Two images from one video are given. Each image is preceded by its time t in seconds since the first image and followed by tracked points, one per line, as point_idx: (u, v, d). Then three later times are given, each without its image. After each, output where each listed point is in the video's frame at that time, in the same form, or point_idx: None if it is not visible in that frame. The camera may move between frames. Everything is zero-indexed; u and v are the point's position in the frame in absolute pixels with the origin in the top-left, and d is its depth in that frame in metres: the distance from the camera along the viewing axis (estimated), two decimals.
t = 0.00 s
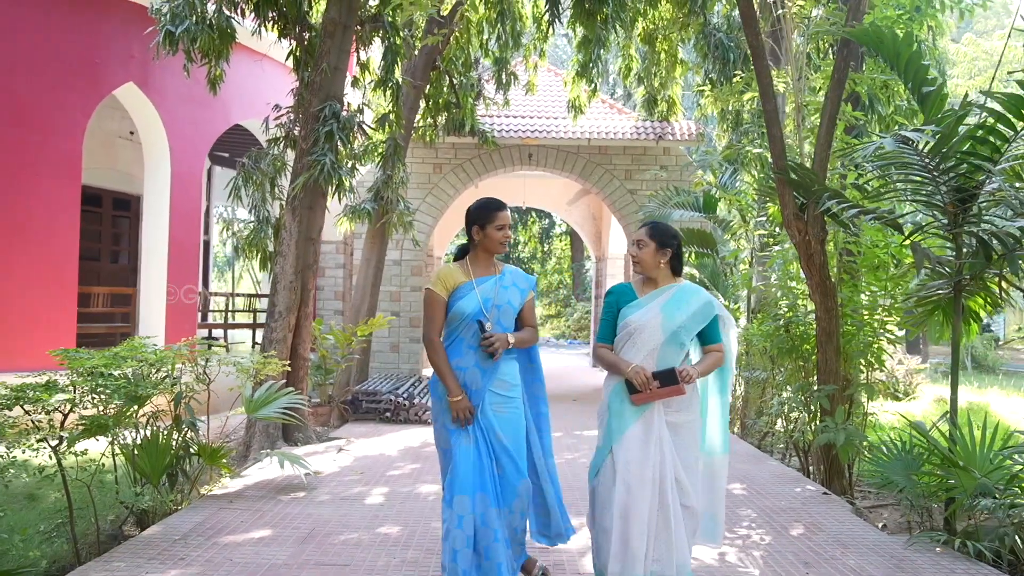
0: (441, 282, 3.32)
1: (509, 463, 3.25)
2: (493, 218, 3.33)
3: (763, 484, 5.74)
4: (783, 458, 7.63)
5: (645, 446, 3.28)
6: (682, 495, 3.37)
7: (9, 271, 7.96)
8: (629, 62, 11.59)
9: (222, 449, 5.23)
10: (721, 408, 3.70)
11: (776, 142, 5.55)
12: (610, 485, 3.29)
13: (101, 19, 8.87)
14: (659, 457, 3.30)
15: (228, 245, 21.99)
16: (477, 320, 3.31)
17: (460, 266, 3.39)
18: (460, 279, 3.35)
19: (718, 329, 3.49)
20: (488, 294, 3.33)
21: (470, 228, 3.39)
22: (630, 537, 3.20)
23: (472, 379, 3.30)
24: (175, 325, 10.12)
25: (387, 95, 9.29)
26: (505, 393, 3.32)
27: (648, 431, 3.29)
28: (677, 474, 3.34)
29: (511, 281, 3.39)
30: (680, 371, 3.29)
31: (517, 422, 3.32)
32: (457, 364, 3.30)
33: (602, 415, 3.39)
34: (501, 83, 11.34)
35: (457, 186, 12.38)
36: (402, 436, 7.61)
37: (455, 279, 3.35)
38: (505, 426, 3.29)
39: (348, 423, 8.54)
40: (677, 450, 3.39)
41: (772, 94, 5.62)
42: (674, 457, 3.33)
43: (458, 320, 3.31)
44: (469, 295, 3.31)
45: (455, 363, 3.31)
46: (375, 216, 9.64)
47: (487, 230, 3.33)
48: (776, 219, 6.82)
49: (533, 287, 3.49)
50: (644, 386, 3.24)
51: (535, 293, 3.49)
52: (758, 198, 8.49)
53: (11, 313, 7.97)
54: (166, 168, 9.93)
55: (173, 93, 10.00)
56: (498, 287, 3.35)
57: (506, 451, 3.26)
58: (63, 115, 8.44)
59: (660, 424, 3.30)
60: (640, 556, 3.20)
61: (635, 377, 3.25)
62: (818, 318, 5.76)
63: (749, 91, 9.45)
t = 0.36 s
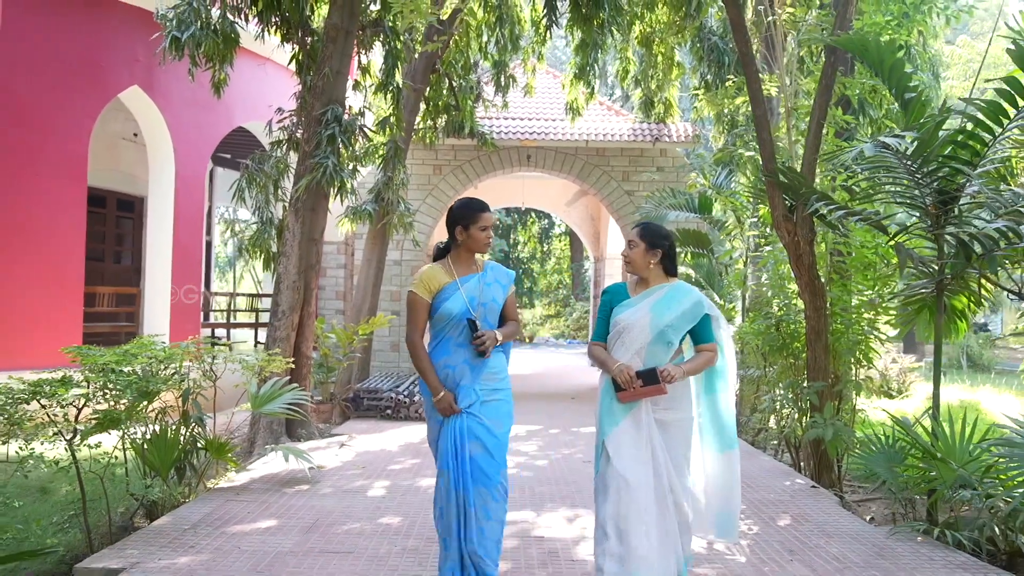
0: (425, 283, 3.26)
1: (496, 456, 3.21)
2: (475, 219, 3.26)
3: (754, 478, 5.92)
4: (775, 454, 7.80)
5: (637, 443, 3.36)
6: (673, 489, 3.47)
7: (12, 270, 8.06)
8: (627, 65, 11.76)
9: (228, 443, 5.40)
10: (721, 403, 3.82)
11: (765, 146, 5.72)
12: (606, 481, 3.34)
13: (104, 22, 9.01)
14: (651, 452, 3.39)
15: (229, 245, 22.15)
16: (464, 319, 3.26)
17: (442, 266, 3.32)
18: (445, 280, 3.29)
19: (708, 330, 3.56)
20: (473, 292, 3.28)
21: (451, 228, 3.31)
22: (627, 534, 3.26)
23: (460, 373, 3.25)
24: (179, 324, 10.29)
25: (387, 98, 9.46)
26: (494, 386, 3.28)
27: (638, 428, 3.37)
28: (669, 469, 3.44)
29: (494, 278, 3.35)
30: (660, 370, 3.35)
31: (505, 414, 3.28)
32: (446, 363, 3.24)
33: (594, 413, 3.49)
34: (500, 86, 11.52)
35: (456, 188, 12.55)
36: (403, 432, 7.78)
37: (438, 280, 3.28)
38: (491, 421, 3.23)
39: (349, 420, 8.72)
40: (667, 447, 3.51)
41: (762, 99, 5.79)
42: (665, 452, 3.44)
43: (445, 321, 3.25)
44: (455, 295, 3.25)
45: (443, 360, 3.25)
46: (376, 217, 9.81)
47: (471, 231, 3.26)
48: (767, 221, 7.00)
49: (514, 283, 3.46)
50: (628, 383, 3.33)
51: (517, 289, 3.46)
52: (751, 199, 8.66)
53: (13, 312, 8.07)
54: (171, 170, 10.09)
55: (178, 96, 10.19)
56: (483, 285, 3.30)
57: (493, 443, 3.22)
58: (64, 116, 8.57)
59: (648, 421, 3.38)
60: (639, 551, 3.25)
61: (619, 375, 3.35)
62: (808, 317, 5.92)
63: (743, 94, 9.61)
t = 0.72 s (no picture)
0: (429, 286, 3.40)
1: (491, 465, 3.25)
2: (478, 224, 3.37)
3: (748, 474, 6.07)
4: (770, 451, 7.95)
5: (615, 445, 3.33)
6: (659, 490, 3.40)
7: (15, 269, 8.14)
8: (625, 67, 11.90)
9: (235, 438, 5.53)
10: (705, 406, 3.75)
11: (759, 148, 5.86)
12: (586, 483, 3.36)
13: (110, 25, 9.15)
14: (630, 454, 3.34)
15: (231, 245, 22.31)
16: (465, 320, 3.36)
17: (449, 270, 3.47)
18: (449, 283, 3.42)
19: (692, 330, 3.52)
20: (475, 294, 3.39)
21: (458, 233, 3.44)
22: (607, 537, 3.28)
23: (461, 377, 3.34)
24: (183, 322, 10.42)
25: (389, 101, 9.61)
26: (495, 393, 3.35)
27: (618, 430, 3.34)
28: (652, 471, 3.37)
29: (500, 282, 3.44)
30: (643, 369, 3.34)
31: (504, 423, 3.34)
32: (447, 364, 3.35)
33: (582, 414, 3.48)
34: (500, 88, 11.66)
35: (457, 188, 12.69)
36: (404, 429, 7.92)
37: (443, 283, 3.42)
38: (489, 429, 3.29)
39: (352, 418, 8.86)
40: (652, 448, 3.42)
41: (755, 104, 5.94)
42: (646, 454, 3.37)
43: (447, 321, 3.37)
44: (457, 296, 3.38)
45: (445, 362, 3.36)
46: (377, 218, 9.96)
47: (474, 235, 3.37)
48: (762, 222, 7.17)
49: (524, 289, 3.53)
50: (609, 384, 3.31)
51: (526, 295, 3.53)
52: (747, 200, 8.82)
53: (15, 310, 8.15)
54: (175, 172, 10.23)
55: (183, 99, 10.33)
56: (486, 287, 3.40)
57: (489, 451, 3.27)
58: (69, 116, 8.68)
59: (629, 422, 3.34)
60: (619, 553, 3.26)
61: (600, 375, 3.32)
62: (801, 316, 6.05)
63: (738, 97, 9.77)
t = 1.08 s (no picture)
0: (448, 284, 3.52)
1: (510, 464, 3.38)
2: (491, 222, 3.45)
3: (742, 468, 6.24)
4: (764, 447, 8.13)
5: (603, 441, 3.43)
6: (642, 491, 3.45)
7: (22, 268, 8.26)
8: (624, 70, 12.06)
9: (244, 433, 5.70)
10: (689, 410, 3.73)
11: (753, 151, 6.03)
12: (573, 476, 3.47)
13: (116, 28, 9.29)
14: (617, 451, 3.43)
15: (233, 245, 22.49)
16: (483, 320, 3.43)
17: (469, 268, 3.57)
18: (468, 281, 3.54)
19: (685, 331, 3.61)
20: (494, 294, 3.47)
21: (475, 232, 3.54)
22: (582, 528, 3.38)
23: (479, 377, 3.43)
24: (188, 320, 10.58)
25: (391, 104, 9.78)
26: (513, 392, 3.45)
27: (609, 428, 3.44)
28: (636, 471, 3.43)
29: (518, 283, 3.52)
30: (636, 371, 3.41)
31: (521, 422, 3.46)
32: (465, 363, 3.46)
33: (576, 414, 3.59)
34: (500, 91, 11.82)
35: (458, 189, 12.86)
36: (407, 426, 8.08)
37: (461, 281, 3.54)
38: (509, 429, 3.40)
39: (355, 415, 9.04)
40: (641, 448, 3.48)
41: (749, 109, 6.09)
42: (632, 452, 3.44)
43: (465, 318, 3.46)
44: (475, 295, 3.47)
45: (464, 361, 3.47)
46: (379, 219, 10.08)
47: (486, 233, 3.46)
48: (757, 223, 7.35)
49: (543, 292, 3.63)
50: (603, 384, 3.42)
51: (544, 298, 3.63)
52: (743, 202, 8.99)
53: (20, 309, 8.25)
54: (180, 174, 10.40)
55: (188, 102, 10.49)
56: (505, 287, 3.49)
57: (508, 451, 3.39)
58: (73, 117, 8.80)
59: (620, 420, 3.44)
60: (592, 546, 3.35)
61: (595, 375, 3.43)
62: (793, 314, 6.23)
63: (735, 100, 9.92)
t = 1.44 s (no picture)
0: (458, 283, 3.57)
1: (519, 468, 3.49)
2: (499, 227, 3.51)
3: (735, 464, 6.41)
4: (758, 444, 8.30)
5: (610, 445, 3.56)
6: (646, 494, 3.57)
7: (28, 267, 8.40)
8: (622, 73, 12.24)
9: (251, 430, 5.86)
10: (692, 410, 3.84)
11: (745, 155, 6.19)
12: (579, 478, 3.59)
13: (122, 33, 9.44)
14: (622, 456, 3.55)
15: (233, 246, 22.67)
16: (493, 322, 3.51)
17: (478, 269, 3.62)
18: (478, 283, 3.58)
19: (689, 336, 3.73)
20: (505, 298, 3.55)
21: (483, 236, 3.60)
22: (588, 528, 3.51)
23: (488, 382, 3.48)
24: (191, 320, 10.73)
25: (392, 107, 9.94)
26: (520, 395, 3.54)
27: (615, 433, 3.57)
28: (641, 475, 3.56)
29: (527, 289, 3.62)
30: (641, 377, 3.55)
31: (526, 423, 3.56)
32: (476, 367, 3.48)
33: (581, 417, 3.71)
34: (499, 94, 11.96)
35: (458, 191, 13.03)
36: (408, 424, 8.24)
37: (471, 282, 3.58)
38: (518, 432, 3.50)
39: (357, 413, 9.21)
40: (646, 452, 3.61)
41: (741, 114, 6.26)
42: (638, 457, 3.56)
43: (474, 320, 3.51)
44: (487, 298, 3.54)
45: (473, 365, 3.50)
46: (381, 220, 10.17)
47: (493, 237, 3.51)
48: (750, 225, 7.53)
49: (547, 298, 3.72)
50: (609, 390, 3.54)
51: (549, 304, 3.72)
52: (737, 204, 9.16)
53: (22, 308, 8.33)
54: (185, 177, 10.56)
55: (193, 105, 10.66)
56: (515, 293, 3.57)
57: (517, 454, 3.50)
58: (75, 118, 8.90)
59: (626, 424, 3.56)
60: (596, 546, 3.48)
61: (600, 381, 3.55)
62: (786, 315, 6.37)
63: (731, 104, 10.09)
